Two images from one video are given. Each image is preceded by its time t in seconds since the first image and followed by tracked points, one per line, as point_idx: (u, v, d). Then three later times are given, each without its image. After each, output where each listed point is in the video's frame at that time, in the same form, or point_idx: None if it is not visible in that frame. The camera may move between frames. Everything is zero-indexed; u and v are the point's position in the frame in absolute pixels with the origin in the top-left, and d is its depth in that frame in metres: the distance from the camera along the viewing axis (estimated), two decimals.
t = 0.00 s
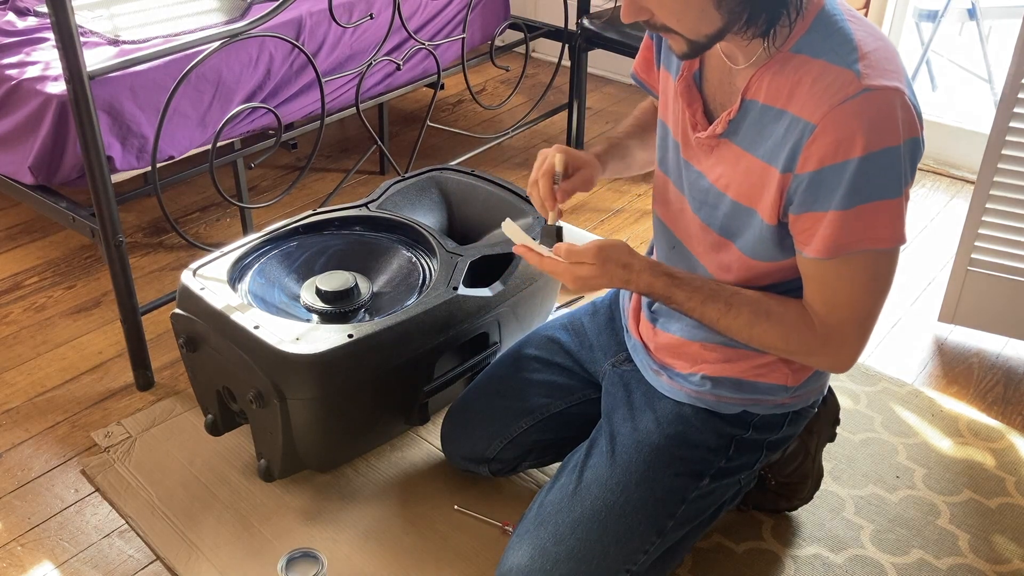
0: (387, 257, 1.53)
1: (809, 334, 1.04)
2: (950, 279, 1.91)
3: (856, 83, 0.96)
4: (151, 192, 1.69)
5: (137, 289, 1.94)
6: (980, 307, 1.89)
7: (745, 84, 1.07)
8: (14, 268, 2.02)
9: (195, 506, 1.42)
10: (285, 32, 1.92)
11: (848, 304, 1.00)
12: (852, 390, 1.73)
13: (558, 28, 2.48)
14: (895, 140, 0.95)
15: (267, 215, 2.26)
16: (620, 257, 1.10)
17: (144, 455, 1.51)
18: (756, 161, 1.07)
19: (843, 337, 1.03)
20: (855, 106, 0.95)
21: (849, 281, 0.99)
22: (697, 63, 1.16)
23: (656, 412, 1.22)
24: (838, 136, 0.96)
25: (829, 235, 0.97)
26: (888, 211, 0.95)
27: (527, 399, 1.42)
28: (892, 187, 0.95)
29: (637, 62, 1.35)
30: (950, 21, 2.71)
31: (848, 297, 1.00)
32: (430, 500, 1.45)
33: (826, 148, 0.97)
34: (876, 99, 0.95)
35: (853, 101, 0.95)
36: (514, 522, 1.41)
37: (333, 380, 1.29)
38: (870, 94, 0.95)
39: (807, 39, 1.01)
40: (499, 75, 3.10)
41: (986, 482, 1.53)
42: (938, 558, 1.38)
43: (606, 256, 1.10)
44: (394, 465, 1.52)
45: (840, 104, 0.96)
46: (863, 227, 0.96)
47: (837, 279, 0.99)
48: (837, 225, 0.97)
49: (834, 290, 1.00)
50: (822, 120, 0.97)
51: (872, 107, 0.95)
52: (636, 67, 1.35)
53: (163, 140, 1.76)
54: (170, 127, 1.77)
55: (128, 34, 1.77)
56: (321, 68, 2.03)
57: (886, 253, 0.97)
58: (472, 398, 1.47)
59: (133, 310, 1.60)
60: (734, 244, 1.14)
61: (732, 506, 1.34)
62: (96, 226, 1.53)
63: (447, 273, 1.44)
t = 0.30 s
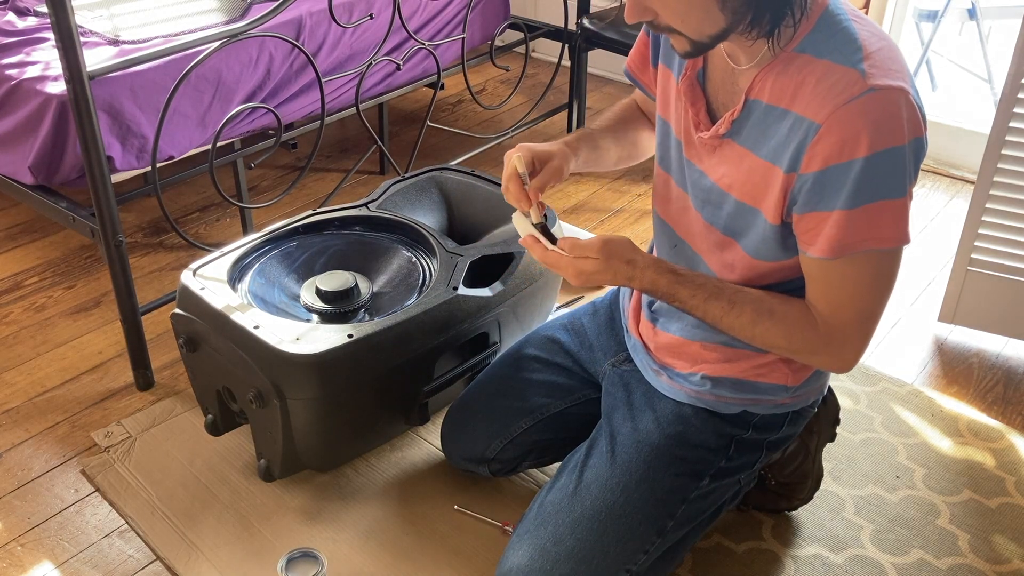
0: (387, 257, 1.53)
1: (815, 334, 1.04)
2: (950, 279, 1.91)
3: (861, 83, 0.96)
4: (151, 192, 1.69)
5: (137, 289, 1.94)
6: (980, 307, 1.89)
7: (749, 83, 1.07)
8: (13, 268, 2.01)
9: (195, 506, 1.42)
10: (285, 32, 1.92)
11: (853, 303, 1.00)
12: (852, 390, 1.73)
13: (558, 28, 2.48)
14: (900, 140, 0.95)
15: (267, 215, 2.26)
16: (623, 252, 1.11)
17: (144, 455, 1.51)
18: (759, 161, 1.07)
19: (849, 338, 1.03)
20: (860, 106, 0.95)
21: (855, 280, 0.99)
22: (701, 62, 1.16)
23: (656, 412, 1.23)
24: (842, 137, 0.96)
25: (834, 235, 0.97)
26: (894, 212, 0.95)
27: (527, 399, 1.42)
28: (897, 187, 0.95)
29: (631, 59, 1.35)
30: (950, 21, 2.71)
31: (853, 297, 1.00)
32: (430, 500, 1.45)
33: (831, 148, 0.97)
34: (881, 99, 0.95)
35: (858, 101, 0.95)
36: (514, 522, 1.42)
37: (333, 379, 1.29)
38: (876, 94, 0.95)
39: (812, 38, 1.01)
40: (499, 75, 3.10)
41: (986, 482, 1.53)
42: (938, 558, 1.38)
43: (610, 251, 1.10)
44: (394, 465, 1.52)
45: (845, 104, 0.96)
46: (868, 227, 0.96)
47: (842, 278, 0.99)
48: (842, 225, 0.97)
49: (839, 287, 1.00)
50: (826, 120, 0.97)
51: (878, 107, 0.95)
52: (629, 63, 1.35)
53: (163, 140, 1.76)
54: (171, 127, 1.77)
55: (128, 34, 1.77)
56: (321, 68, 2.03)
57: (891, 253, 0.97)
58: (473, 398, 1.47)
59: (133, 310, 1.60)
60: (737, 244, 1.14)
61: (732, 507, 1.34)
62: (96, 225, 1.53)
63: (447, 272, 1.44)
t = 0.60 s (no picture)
0: (387, 257, 1.53)
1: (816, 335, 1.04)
2: (950, 280, 1.91)
3: (862, 86, 0.96)
4: (151, 192, 1.69)
5: (137, 289, 1.94)
6: (980, 307, 1.89)
7: (749, 86, 1.07)
8: (13, 268, 2.01)
9: (195, 506, 1.42)
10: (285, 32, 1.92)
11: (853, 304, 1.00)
12: (852, 390, 1.73)
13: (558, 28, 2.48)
14: (901, 142, 0.95)
15: (267, 215, 2.26)
16: (623, 253, 1.10)
17: (144, 455, 1.51)
18: (760, 163, 1.07)
19: (849, 339, 1.03)
20: (861, 108, 0.95)
21: (854, 280, 0.99)
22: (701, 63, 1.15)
23: (656, 412, 1.23)
24: (843, 140, 0.96)
25: (835, 238, 0.97)
26: (895, 215, 0.95)
27: (527, 399, 1.42)
28: (898, 190, 0.95)
29: (631, 60, 1.35)
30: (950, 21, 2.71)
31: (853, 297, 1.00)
32: (430, 500, 1.45)
33: (833, 150, 0.97)
34: (882, 102, 0.94)
35: (859, 103, 0.95)
36: (514, 522, 1.42)
37: (333, 380, 1.29)
38: (877, 96, 0.95)
39: (813, 40, 1.01)
40: (499, 75, 3.10)
41: (986, 482, 1.53)
42: (938, 558, 1.38)
43: (611, 252, 1.10)
44: (394, 465, 1.52)
45: (846, 106, 0.96)
46: (869, 230, 0.96)
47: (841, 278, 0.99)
48: (843, 227, 0.97)
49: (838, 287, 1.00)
50: (827, 123, 0.97)
51: (879, 110, 0.94)
52: (629, 64, 1.35)
53: (163, 141, 1.76)
54: (170, 127, 1.77)
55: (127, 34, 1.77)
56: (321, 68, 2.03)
57: (891, 255, 0.97)
58: (473, 398, 1.47)
59: (133, 311, 1.60)
60: (738, 245, 1.15)
61: (732, 507, 1.34)
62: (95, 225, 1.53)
63: (447, 272, 1.44)
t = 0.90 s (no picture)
0: (387, 257, 1.53)
1: (816, 337, 1.04)
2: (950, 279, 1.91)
3: (863, 88, 0.96)
4: (151, 192, 1.69)
5: (137, 289, 1.94)
6: (980, 307, 1.89)
7: (750, 87, 1.07)
8: (13, 268, 2.01)
9: (195, 506, 1.42)
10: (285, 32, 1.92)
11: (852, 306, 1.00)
12: (852, 390, 1.73)
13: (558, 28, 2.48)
14: (902, 145, 0.95)
15: (267, 215, 2.26)
16: (623, 254, 1.10)
17: (144, 456, 1.51)
18: (762, 164, 1.07)
19: (848, 341, 1.03)
20: (862, 111, 0.95)
21: (855, 282, 0.99)
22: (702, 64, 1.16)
23: (656, 413, 1.23)
24: (844, 142, 0.96)
25: (836, 239, 0.97)
26: (896, 218, 0.95)
27: (527, 400, 1.42)
28: (899, 192, 0.95)
29: (633, 61, 1.35)
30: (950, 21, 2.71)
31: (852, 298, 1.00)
32: (430, 500, 1.45)
33: (834, 153, 0.97)
34: (882, 104, 0.95)
35: (861, 105, 0.95)
36: (514, 522, 1.42)
37: (333, 380, 1.29)
38: (878, 99, 0.95)
39: (814, 42, 1.01)
40: (499, 75, 3.10)
41: (986, 482, 1.53)
42: (938, 558, 1.38)
43: (611, 254, 1.10)
44: (394, 465, 1.52)
45: (848, 108, 0.96)
46: (871, 233, 0.96)
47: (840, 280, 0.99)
48: (844, 229, 0.97)
49: (838, 288, 1.00)
50: (828, 125, 0.97)
51: (879, 112, 0.94)
52: (631, 66, 1.35)
53: (163, 141, 1.76)
54: (170, 128, 1.77)
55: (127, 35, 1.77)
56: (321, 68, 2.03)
57: (892, 258, 0.97)
58: (473, 399, 1.47)
59: (133, 310, 1.60)
60: (738, 246, 1.15)
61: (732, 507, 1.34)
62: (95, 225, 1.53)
63: (447, 273, 1.44)
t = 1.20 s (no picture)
0: (387, 257, 1.53)
1: (815, 335, 1.04)
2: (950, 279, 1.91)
3: (868, 85, 0.96)
4: (151, 192, 1.69)
5: (137, 289, 1.94)
6: (980, 307, 1.89)
7: (754, 83, 1.07)
8: (13, 268, 2.01)
9: (195, 506, 1.42)
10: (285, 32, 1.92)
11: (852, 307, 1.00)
12: (852, 390, 1.73)
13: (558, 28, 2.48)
14: (904, 143, 0.95)
15: (267, 215, 2.26)
16: (633, 228, 1.09)
17: (144, 456, 1.51)
18: (763, 161, 1.07)
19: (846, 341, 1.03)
20: (866, 108, 0.95)
21: (854, 282, 0.99)
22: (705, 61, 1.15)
23: (657, 413, 1.23)
24: (847, 138, 0.96)
25: (836, 235, 0.97)
26: (896, 215, 0.95)
27: (527, 400, 1.42)
28: (900, 190, 0.95)
29: (646, 64, 1.33)
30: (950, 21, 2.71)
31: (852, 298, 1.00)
32: (430, 501, 1.45)
33: (836, 149, 0.97)
34: (886, 102, 0.95)
35: (865, 103, 0.95)
36: (514, 522, 1.42)
37: (333, 380, 1.28)
38: (882, 96, 0.95)
39: (819, 40, 1.01)
40: (499, 75, 3.10)
41: (987, 482, 1.53)
42: (938, 558, 1.38)
43: (623, 228, 1.08)
44: (394, 465, 1.52)
45: (852, 105, 0.96)
46: (870, 230, 0.96)
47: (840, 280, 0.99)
48: (844, 225, 0.97)
49: (838, 288, 1.00)
50: (832, 121, 0.97)
51: (883, 110, 0.94)
52: (642, 67, 1.32)
53: (163, 141, 1.76)
54: (171, 128, 1.77)
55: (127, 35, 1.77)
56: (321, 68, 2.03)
57: (891, 256, 0.97)
58: (473, 398, 1.47)
59: (133, 310, 1.60)
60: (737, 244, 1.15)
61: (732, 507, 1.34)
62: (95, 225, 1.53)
63: (447, 273, 1.44)
